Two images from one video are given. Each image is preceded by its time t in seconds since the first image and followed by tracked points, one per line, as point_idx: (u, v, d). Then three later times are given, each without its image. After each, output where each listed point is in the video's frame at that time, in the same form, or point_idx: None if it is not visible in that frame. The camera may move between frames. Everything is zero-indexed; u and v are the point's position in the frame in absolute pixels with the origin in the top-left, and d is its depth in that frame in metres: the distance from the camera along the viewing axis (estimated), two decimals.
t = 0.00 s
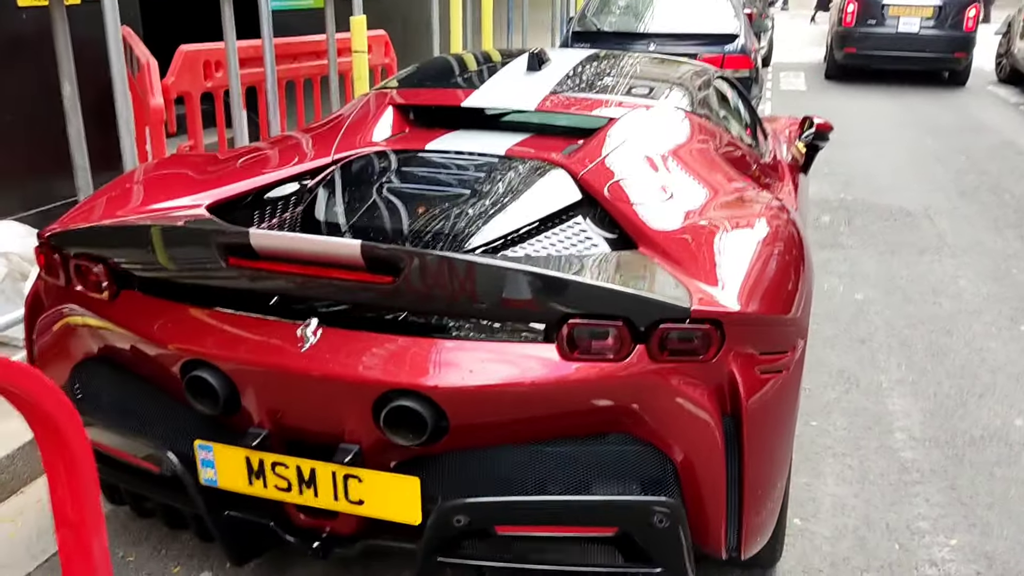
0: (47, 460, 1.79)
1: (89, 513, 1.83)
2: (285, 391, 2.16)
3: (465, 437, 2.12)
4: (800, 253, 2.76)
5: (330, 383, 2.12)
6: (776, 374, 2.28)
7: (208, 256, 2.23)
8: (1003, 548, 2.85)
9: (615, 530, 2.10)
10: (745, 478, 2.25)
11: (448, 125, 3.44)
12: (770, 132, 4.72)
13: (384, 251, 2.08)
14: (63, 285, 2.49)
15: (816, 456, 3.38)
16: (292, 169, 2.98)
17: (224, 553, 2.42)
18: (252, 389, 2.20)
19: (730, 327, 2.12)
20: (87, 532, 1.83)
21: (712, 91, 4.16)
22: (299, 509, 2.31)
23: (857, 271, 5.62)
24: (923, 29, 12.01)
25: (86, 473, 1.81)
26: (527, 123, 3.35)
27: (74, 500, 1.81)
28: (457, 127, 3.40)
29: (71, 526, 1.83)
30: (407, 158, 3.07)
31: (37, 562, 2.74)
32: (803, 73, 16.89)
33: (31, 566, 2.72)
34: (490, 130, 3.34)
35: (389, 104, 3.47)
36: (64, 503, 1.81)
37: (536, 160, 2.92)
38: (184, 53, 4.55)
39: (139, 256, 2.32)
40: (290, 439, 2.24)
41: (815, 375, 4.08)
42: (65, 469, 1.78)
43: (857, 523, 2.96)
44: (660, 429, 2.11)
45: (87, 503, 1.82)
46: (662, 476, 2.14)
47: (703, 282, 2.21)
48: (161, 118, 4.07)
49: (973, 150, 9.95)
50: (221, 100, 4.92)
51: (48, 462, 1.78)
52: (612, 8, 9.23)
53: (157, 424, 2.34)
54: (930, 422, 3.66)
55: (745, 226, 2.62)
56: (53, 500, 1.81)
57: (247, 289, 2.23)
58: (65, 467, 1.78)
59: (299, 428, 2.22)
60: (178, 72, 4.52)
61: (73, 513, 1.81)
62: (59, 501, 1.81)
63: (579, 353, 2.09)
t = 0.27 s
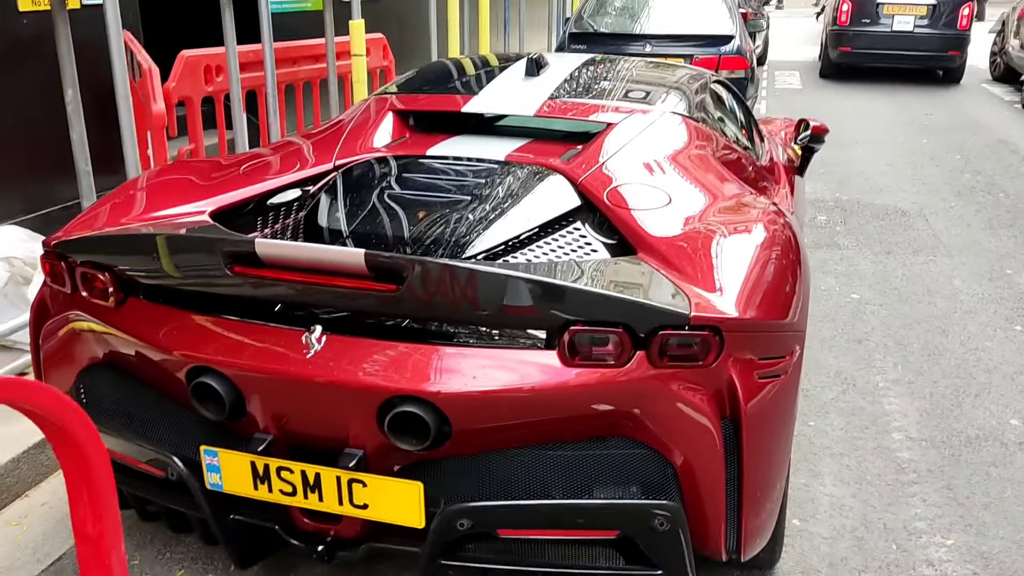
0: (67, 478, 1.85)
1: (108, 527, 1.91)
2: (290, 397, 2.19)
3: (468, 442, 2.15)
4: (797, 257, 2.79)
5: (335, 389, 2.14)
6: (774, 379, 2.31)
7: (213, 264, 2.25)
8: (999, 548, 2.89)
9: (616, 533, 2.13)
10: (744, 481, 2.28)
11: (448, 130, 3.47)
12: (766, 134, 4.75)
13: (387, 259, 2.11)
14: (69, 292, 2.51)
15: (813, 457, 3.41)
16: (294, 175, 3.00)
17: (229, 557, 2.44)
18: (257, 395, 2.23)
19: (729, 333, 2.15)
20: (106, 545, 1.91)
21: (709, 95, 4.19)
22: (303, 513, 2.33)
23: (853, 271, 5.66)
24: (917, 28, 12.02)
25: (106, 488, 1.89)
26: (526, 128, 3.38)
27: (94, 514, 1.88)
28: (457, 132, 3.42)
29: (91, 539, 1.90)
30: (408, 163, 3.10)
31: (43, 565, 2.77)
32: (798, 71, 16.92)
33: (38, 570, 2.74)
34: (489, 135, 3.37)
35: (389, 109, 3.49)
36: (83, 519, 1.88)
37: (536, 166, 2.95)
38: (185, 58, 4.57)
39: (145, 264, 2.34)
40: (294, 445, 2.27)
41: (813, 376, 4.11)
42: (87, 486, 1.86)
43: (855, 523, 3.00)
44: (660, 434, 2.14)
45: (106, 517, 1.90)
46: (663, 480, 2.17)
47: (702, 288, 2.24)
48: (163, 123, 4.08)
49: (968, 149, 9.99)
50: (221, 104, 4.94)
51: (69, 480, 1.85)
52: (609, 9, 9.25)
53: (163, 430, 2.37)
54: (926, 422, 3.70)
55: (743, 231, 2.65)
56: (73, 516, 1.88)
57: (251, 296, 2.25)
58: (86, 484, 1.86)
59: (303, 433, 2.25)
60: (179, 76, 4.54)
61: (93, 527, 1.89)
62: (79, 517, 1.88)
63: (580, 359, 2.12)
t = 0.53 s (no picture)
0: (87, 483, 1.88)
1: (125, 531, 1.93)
2: (295, 399, 2.21)
3: (472, 445, 2.17)
4: (797, 259, 2.81)
5: (340, 392, 2.16)
6: (774, 380, 2.34)
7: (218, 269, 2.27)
8: (997, 547, 2.91)
9: (619, 534, 2.15)
10: (746, 482, 2.30)
11: (449, 133, 3.49)
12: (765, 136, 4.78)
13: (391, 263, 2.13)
14: (75, 296, 2.53)
15: (813, 457, 3.43)
16: (297, 179, 3.02)
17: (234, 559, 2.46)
18: (263, 398, 2.25)
19: (730, 335, 2.18)
20: (123, 549, 1.93)
21: (709, 97, 4.21)
22: (308, 515, 2.35)
23: (852, 272, 5.68)
24: (914, 29, 12.06)
25: (124, 494, 1.91)
26: (527, 131, 3.40)
27: (111, 519, 1.91)
28: (458, 135, 3.44)
29: (108, 543, 1.93)
30: (410, 167, 3.12)
31: (49, 567, 2.78)
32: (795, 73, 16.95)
33: (43, 572, 2.76)
34: (491, 138, 3.39)
35: (391, 113, 3.51)
36: (101, 523, 1.90)
37: (537, 169, 2.97)
38: (187, 61, 4.59)
39: (150, 268, 2.36)
40: (299, 447, 2.29)
41: (812, 376, 4.14)
42: (105, 491, 1.88)
43: (854, 523, 3.02)
44: (663, 436, 2.16)
45: (124, 522, 1.92)
46: (665, 481, 2.19)
47: (704, 290, 2.26)
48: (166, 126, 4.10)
49: (965, 150, 10.02)
50: (222, 107, 4.96)
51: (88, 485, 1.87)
52: (608, 11, 9.28)
53: (169, 434, 2.39)
54: (925, 422, 3.72)
55: (742, 233, 2.67)
56: (92, 521, 1.90)
57: (256, 300, 2.27)
58: (105, 489, 1.88)
59: (308, 435, 2.26)
60: (181, 79, 4.55)
61: (111, 532, 1.91)
62: (97, 521, 1.90)
63: (582, 361, 2.14)
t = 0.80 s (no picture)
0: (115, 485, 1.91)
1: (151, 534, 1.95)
2: (305, 403, 2.24)
3: (480, 448, 2.19)
4: (800, 263, 2.84)
5: (349, 396, 2.19)
6: (779, 383, 2.36)
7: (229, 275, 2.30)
8: (1000, 549, 2.93)
9: (626, 536, 2.18)
10: (750, 484, 2.33)
11: (454, 139, 3.52)
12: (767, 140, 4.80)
13: (400, 269, 2.15)
14: (87, 301, 2.56)
15: (816, 459, 3.46)
16: (304, 184, 3.05)
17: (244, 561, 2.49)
18: (273, 402, 2.28)
19: (735, 339, 2.20)
20: (149, 551, 1.96)
21: (711, 102, 4.24)
22: (317, 518, 2.38)
23: (854, 275, 5.71)
24: (915, 32, 12.09)
25: (151, 497, 1.94)
26: (531, 137, 3.43)
27: (138, 521, 1.93)
28: (463, 141, 3.47)
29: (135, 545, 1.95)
30: (417, 172, 3.15)
31: (60, 570, 2.81)
32: (797, 75, 16.98)
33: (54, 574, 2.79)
34: (496, 143, 3.42)
35: (397, 119, 3.55)
36: (129, 524, 1.93)
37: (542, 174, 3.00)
38: (193, 67, 4.62)
39: (161, 274, 2.39)
40: (309, 450, 2.32)
41: (815, 379, 4.16)
42: (133, 491, 1.91)
43: (858, 525, 3.04)
44: (669, 439, 2.19)
45: (151, 523, 1.95)
46: (671, 483, 2.22)
47: (708, 295, 2.29)
48: (173, 132, 4.13)
49: (966, 153, 10.04)
50: (228, 112, 4.99)
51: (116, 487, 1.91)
52: (610, 15, 9.31)
53: (179, 437, 2.41)
54: (928, 425, 3.74)
55: (746, 238, 2.70)
56: (120, 521, 1.93)
57: (266, 305, 2.30)
58: (133, 490, 1.91)
59: (318, 439, 2.29)
60: (188, 85, 4.58)
61: (138, 532, 1.94)
62: (125, 522, 1.93)
63: (589, 365, 2.16)
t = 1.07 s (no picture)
0: (139, 491, 1.92)
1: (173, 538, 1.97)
2: (316, 407, 2.25)
3: (490, 451, 2.21)
4: (807, 267, 2.85)
5: (361, 400, 2.21)
6: (787, 387, 2.38)
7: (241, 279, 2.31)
8: (1007, 552, 2.94)
9: (636, 539, 2.19)
10: (759, 487, 2.34)
11: (461, 143, 3.54)
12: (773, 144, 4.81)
13: (410, 273, 2.17)
14: (99, 305, 2.58)
15: (823, 463, 3.47)
16: (314, 189, 3.07)
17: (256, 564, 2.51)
18: (284, 405, 2.29)
19: (743, 344, 2.22)
20: (172, 555, 1.97)
21: (716, 106, 4.25)
22: (328, 521, 2.40)
23: (860, 278, 5.71)
24: (918, 35, 12.10)
25: (175, 502, 1.95)
26: (538, 141, 3.44)
27: (162, 526, 1.95)
28: (470, 145, 3.49)
29: (158, 549, 1.96)
30: (425, 177, 3.17)
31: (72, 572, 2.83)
32: (801, 78, 17.00)
33: None
34: (503, 148, 3.43)
35: (404, 124, 3.56)
36: (153, 529, 1.95)
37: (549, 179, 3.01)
38: (201, 72, 4.65)
39: (173, 278, 2.40)
40: (320, 454, 2.33)
41: (821, 382, 4.17)
42: (157, 497, 1.92)
43: (865, 529, 3.05)
44: (678, 442, 2.20)
45: (174, 527, 1.96)
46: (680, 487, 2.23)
47: (716, 300, 2.30)
48: (182, 138, 4.15)
49: (970, 155, 10.04)
50: (236, 116, 5.02)
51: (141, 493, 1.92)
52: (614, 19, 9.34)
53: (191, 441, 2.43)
54: (934, 428, 3.75)
55: (753, 242, 2.71)
56: (143, 526, 1.95)
57: (277, 309, 2.31)
58: (156, 496, 1.92)
59: (330, 443, 2.31)
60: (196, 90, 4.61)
61: (161, 537, 1.95)
62: (149, 526, 1.95)
63: (598, 369, 2.18)
